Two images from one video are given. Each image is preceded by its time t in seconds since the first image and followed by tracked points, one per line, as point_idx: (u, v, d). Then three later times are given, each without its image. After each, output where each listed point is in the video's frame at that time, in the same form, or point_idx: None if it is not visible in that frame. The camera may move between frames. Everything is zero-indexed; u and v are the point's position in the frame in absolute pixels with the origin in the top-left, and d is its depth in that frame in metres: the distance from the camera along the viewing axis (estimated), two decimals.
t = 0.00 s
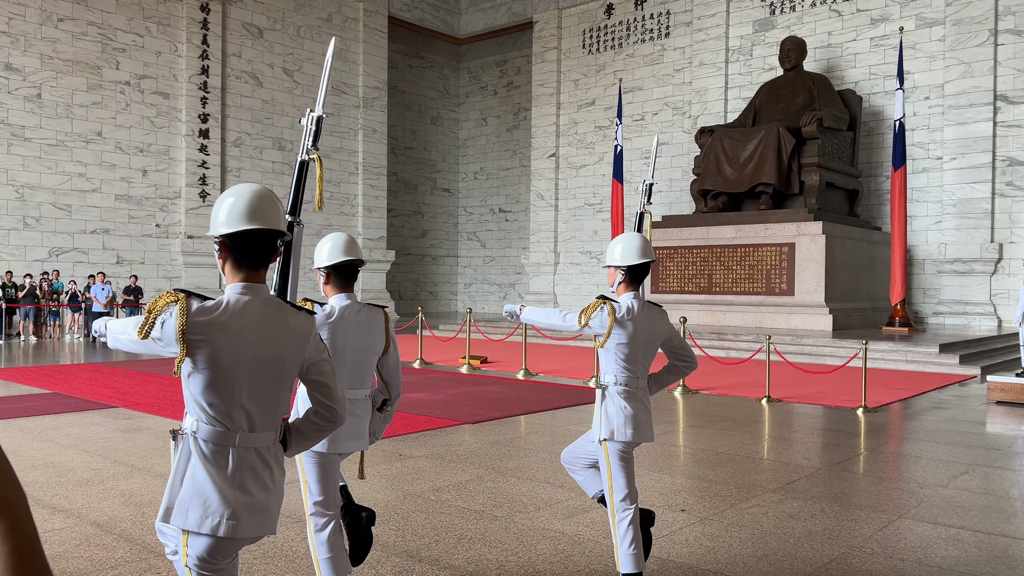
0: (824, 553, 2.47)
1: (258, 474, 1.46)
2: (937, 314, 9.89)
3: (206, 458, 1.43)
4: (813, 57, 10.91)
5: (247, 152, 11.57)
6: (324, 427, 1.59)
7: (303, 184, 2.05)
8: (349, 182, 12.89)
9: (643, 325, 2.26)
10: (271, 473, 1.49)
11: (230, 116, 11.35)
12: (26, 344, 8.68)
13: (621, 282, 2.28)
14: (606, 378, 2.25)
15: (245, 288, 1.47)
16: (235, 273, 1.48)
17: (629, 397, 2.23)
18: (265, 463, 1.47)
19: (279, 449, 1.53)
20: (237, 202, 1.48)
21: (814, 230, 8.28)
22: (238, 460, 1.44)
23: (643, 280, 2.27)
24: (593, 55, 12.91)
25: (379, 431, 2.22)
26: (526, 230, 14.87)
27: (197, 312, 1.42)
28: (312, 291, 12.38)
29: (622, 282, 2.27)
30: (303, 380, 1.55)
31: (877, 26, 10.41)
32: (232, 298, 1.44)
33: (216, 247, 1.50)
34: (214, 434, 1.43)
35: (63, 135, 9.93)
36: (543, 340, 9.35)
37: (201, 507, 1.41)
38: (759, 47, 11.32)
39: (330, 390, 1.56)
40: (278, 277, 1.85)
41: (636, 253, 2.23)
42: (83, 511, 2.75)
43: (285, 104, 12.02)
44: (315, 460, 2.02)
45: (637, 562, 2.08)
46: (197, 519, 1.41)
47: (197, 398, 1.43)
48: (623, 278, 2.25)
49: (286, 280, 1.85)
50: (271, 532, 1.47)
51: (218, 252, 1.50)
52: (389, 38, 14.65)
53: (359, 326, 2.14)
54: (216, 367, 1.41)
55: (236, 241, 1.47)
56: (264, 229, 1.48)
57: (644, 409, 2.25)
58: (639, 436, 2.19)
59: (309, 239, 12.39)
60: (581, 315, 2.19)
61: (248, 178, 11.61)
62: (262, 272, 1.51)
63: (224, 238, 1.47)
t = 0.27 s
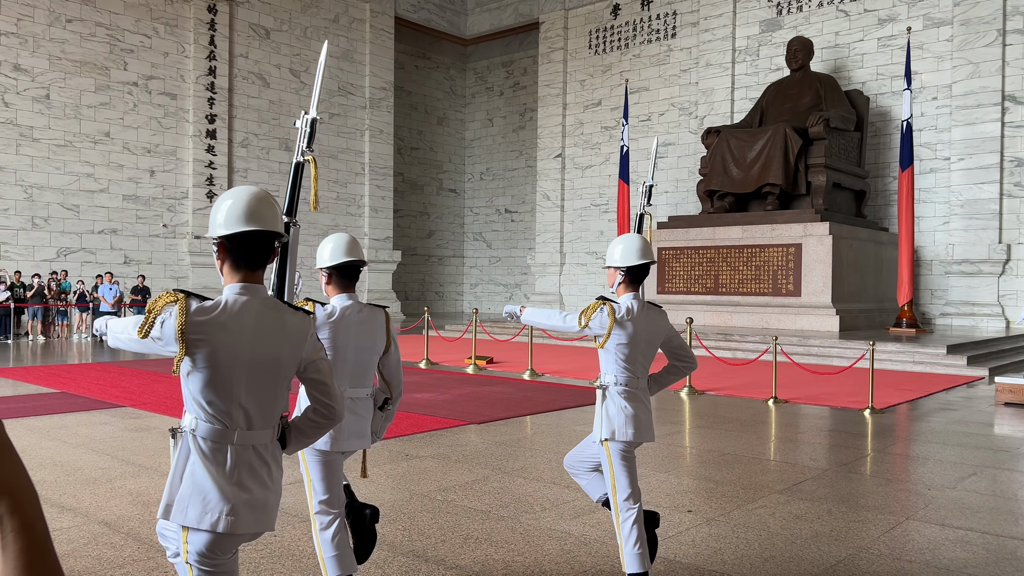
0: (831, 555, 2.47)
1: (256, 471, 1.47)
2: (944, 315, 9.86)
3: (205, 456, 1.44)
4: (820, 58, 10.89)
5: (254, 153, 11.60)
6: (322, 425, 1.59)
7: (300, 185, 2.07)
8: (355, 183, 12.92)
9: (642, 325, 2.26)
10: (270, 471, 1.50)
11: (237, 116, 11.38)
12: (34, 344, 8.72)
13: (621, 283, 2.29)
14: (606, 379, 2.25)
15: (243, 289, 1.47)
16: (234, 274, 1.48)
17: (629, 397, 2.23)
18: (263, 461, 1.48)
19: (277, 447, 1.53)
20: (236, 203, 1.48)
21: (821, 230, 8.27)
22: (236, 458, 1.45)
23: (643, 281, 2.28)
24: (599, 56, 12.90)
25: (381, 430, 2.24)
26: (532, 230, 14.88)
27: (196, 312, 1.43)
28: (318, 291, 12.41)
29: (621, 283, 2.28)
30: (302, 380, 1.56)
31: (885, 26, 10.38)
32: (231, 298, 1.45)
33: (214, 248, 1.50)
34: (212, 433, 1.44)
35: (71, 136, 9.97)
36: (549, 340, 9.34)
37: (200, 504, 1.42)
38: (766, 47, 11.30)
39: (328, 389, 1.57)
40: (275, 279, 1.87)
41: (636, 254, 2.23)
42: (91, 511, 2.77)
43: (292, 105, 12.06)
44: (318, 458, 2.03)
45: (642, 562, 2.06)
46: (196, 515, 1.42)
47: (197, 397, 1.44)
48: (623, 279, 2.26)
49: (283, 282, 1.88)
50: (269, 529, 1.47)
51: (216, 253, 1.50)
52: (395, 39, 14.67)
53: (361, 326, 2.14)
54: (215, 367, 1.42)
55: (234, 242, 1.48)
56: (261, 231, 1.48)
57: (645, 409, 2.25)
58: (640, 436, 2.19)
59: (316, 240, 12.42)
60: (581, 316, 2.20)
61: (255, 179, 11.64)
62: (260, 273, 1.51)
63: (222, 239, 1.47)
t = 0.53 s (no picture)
0: (834, 555, 2.46)
1: (248, 469, 1.52)
2: (949, 315, 9.84)
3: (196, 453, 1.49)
4: (824, 57, 10.87)
5: (258, 153, 11.62)
6: (311, 422, 1.64)
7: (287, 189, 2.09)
8: (358, 183, 12.93)
9: (634, 325, 2.28)
10: (260, 466, 1.54)
11: (241, 116, 11.40)
12: (39, 343, 8.74)
13: (613, 284, 2.30)
14: (600, 379, 2.26)
15: (233, 291, 1.53)
16: (224, 277, 1.54)
17: (622, 396, 2.24)
18: (254, 458, 1.53)
19: (267, 444, 1.58)
20: (225, 208, 1.53)
21: (825, 230, 8.25)
22: (228, 454, 1.50)
23: (634, 282, 2.28)
24: (603, 56, 12.90)
25: (376, 429, 2.24)
26: (536, 230, 14.87)
27: (187, 314, 1.48)
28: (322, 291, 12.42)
29: (613, 283, 2.29)
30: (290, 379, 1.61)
31: (889, 25, 10.37)
32: (221, 300, 1.51)
33: (205, 252, 1.55)
34: (204, 430, 1.49)
35: (76, 136, 10.00)
36: (553, 340, 9.34)
37: (191, 499, 1.46)
38: (770, 46, 11.29)
39: (315, 387, 1.62)
40: (265, 281, 1.91)
41: (628, 256, 2.23)
42: (95, 510, 2.77)
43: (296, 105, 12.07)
44: (316, 455, 2.05)
45: (644, 560, 2.05)
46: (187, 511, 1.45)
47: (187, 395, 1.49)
48: (615, 280, 2.27)
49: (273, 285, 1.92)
50: (262, 523, 1.52)
51: (207, 257, 1.56)
52: (399, 39, 14.69)
53: (356, 325, 2.16)
54: (205, 366, 1.47)
55: (224, 246, 1.53)
56: (249, 235, 1.54)
57: (638, 408, 2.26)
58: (634, 435, 2.20)
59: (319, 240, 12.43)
60: (573, 316, 2.21)
61: (259, 179, 11.65)
62: (249, 275, 1.56)
63: (212, 242, 1.52)
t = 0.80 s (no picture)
0: (834, 555, 2.46)
1: (218, 470, 1.54)
2: (949, 314, 9.84)
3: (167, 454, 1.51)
4: (824, 57, 10.86)
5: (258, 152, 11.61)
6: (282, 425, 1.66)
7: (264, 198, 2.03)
8: (358, 182, 12.93)
9: (614, 325, 2.29)
10: (229, 468, 1.56)
11: (241, 116, 11.39)
12: (39, 343, 8.74)
13: (593, 286, 2.31)
14: (582, 379, 2.26)
15: (208, 297, 1.55)
16: (199, 283, 1.57)
17: (605, 395, 2.24)
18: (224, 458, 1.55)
19: (239, 446, 1.60)
20: (202, 217, 1.56)
21: (826, 230, 8.25)
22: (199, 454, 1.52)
23: (615, 283, 2.29)
24: (603, 55, 12.90)
25: (359, 427, 2.25)
26: (537, 230, 14.87)
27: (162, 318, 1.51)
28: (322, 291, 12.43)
29: (593, 285, 2.30)
30: (263, 383, 1.63)
31: (889, 25, 10.36)
32: (196, 306, 1.53)
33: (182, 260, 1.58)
34: (176, 431, 1.52)
35: (76, 135, 10.00)
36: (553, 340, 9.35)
37: (162, 498, 1.48)
38: (770, 46, 11.29)
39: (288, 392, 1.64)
40: (240, 286, 1.79)
41: (607, 257, 2.25)
42: (95, 509, 2.77)
43: (296, 104, 12.07)
44: (299, 453, 2.07)
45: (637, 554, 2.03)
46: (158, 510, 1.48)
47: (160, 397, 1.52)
48: (594, 281, 2.28)
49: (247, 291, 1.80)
50: (232, 523, 1.54)
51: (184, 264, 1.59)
52: (399, 38, 14.68)
53: (338, 326, 2.16)
54: (178, 369, 1.50)
55: (200, 253, 1.56)
56: (225, 243, 1.57)
57: (620, 408, 2.26)
58: (617, 433, 2.19)
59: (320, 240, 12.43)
60: (555, 317, 2.24)
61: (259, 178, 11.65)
62: (224, 283, 1.59)
63: (189, 250, 1.55)
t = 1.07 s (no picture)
0: (829, 555, 2.47)
1: (183, 456, 1.59)
2: (945, 314, 9.85)
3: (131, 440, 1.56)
4: (821, 57, 10.87)
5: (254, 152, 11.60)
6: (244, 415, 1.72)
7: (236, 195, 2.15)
8: (355, 182, 12.92)
9: (579, 324, 2.29)
10: (192, 455, 1.61)
11: (237, 115, 11.37)
12: (34, 343, 8.72)
13: (560, 284, 2.30)
14: (546, 375, 2.28)
15: (176, 289, 1.60)
16: (168, 275, 1.61)
17: (567, 393, 2.25)
18: (188, 444, 1.60)
19: (202, 434, 1.65)
20: (172, 213, 1.61)
21: (822, 230, 8.26)
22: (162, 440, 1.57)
23: (582, 283, 2.29)
24: (600, 55, 12.90)
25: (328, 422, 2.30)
26: (534, 229, 14.87)
27: (131, 309, 1.55)
28: (319, 290, 12.42)
29: (561, 284, 2.30)
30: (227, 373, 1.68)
31: (885, 25, 10.38)
32: (164, 298, 1.58)
33: (152, 253, 1.62)
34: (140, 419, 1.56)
35: (72, 135, 9.98)
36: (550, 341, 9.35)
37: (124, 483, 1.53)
38: (766, 46, 11.30)
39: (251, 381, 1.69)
40: (207, 279, 1.91)
41: (576, 257, 2.24)
42: (89, 510, 2.77)
43: (292, 103, 12.05)
44: (265, 447, 2.12)
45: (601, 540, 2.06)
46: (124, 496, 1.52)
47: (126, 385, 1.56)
48: (561, 280, 2.27)
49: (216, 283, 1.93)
50: (194, 508, 1.59)
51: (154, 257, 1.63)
52: (396, 37, 14.67)
53: (307, 325, 2.19)
54: (144, 358, 1.54)
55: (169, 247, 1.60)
56: (193, 239, 1.61)
57: (583, 405, 2.27)
58: (576, 430, 2.21)
59: (317, 239, 12.42)
60: (521, 314, 2.23)
61: (256, 178, 11.63)
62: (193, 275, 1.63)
63: (158, 245, 1.60)
